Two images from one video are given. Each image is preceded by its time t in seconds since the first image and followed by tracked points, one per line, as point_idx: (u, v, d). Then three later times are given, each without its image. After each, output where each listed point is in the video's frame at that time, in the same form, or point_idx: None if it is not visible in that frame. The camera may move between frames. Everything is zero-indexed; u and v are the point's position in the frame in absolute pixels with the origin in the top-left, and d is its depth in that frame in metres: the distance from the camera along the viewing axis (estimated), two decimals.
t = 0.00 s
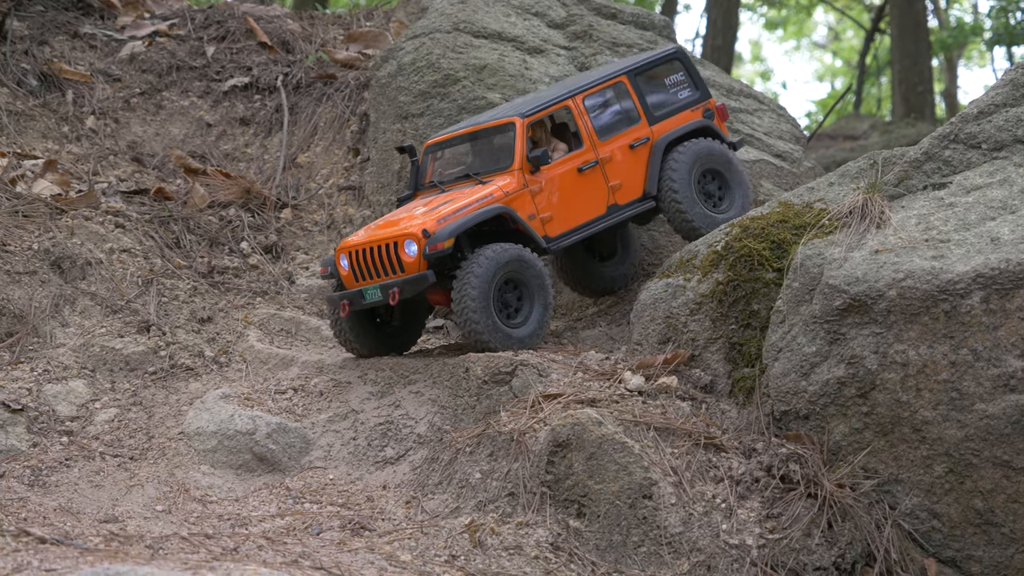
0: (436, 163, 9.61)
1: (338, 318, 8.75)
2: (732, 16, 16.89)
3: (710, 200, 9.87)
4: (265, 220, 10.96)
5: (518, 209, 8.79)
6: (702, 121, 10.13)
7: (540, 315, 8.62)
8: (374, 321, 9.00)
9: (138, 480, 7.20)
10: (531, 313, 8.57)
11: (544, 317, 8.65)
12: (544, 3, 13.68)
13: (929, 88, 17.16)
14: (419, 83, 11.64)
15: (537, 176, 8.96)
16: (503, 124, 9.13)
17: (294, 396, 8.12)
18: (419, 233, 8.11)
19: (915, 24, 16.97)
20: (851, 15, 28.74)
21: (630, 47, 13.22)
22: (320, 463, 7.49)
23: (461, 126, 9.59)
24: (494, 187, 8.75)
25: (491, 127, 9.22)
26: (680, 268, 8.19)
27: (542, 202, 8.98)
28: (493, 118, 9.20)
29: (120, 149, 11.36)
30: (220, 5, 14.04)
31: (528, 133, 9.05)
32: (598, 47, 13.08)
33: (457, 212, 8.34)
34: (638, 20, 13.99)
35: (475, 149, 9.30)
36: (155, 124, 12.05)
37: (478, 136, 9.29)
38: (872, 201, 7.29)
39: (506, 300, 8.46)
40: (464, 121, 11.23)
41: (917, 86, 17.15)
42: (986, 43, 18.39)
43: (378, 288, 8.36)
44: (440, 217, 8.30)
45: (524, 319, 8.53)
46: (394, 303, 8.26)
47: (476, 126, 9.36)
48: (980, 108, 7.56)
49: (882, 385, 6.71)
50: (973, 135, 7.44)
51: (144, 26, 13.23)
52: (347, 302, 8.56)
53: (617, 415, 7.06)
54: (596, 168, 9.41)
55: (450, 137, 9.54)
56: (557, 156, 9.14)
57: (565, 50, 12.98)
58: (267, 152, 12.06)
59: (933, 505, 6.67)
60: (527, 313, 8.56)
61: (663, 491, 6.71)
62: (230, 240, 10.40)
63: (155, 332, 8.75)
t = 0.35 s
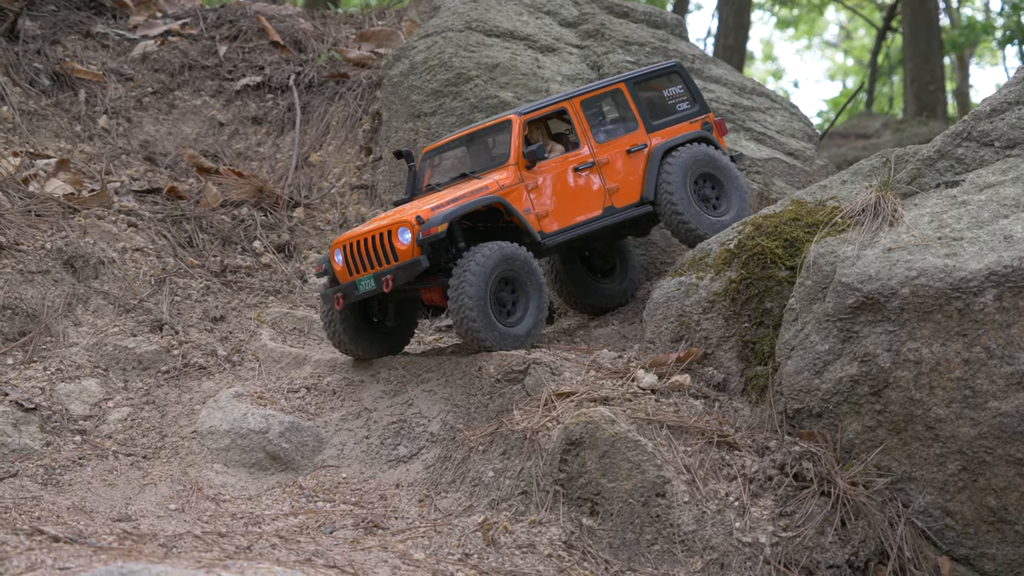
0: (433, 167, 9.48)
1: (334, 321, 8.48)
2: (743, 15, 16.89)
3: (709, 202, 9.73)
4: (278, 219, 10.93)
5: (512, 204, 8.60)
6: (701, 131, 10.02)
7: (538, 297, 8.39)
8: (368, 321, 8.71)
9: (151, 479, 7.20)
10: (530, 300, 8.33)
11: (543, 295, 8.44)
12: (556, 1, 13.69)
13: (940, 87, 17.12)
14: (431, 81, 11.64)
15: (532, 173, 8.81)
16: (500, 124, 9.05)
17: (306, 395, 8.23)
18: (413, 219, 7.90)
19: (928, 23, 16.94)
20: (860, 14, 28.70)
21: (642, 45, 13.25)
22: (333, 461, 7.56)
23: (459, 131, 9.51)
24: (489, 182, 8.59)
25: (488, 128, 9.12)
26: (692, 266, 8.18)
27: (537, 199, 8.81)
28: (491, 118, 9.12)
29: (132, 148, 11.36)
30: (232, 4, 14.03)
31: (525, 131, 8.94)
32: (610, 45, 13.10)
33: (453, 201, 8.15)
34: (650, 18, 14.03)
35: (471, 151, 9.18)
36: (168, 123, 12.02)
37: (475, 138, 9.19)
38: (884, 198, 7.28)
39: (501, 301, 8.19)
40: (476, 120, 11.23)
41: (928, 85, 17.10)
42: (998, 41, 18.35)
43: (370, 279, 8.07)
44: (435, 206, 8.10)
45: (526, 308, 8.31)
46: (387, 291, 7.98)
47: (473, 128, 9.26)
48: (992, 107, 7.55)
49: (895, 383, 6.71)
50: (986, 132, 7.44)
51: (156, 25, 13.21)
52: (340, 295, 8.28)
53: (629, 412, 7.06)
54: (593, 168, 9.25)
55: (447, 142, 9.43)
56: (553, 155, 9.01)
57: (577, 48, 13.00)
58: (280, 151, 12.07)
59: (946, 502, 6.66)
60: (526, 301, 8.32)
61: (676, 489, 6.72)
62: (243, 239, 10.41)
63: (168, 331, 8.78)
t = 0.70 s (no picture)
0: (418, 174, 9.31)
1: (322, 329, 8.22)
2: (756, 13, 16.89)
3: (701, 202, 9.62)
4: (292, 216, 10.94)
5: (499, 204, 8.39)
6: (688, 132, 9.86)
7: (523, 278, 8.07)
8: (356, 328, 8.46)
9: (166, 476, 7.22)
10: (518, 283, 8.02)
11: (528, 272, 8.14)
12: None
13: (953, 84, 17.05)
14: (444, 78, 11.66)
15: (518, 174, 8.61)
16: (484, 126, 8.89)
17: (320, 392, 8.27)
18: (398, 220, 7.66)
19: (940, 20, 16.86)
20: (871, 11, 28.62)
21: (655, 42, 13.22)
22: (347, 458, 7.61)
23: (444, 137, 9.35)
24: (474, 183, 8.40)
25: (472, 131, 8.97)
26: (706, 263, 8.18)
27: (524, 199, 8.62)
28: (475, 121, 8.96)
29: (146, 146, 11.36)
30: (245, 2, 14.03)
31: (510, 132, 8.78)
32: (623, 42, 13.13)
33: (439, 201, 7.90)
34: (663, 15, 14.03)
35: (457, 154, 9.02)
36: (181, 121, 12.03)
37: (460, 141, 9.02)
38: (898, 194, 7.27)
39: (491, 299, 7.88)
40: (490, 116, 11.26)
41: (941, 82, 17.03)
42: (1011, 37, 18.27)
43: (357, 282, 7.80)
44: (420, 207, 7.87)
45: (518, 293, 8.02)
46: (373, 293, 7.71)
47: (458, 131, 9.11)
48: (1007, 102, 7.51)
49: (910, 378, 6.70)
50: (1000, 128, 7.42)
51: (169, 24, 13.23)
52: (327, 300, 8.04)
53: (644, 410, 7.06)
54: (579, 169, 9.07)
55: (433, 145, 9.28)
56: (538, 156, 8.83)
57: (590, 45, 13.01)
58: (293, 148, 12.07)
59: (961, 498, 6.65)
60: (515, 285, 8.01)
61: (690, 485, 6.70)
62: (256, 237, 10.42)
63: (182, 329, 8.80)
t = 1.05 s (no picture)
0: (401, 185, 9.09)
1: (319, 357, 8.00)
2: (770, 8, 16.85)
3: (692, 203, 9.48)
4: (306, 211, 10.90)
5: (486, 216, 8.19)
6: (670, 135, 9.69)
7: (503, 283, 7.77)
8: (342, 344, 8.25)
9: (182, 470, 7.31)
10: (502, 291, 7.75)
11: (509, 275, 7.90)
12: None
13: (967, 78, 17.04)
14: (458, 73, 11.64)
15: (504, 186, 8.40)
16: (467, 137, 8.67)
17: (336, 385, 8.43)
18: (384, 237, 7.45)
19: (954, 15, 16.76)
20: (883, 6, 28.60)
21: (669, 37, 13.01)
22: (362, 452, 7.67)
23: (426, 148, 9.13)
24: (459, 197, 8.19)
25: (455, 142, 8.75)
26: (721, 257, 8.25)
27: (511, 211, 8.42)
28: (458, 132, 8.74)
29: (160, 141, 11.38)
30: None
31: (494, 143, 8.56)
32: (637, 37, 13.00)
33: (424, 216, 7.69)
34: (677, 10, 13.93)
35: (440, 167, 8.81)
36: (196, 116, 12.06)
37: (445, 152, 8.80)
38: (913, 188, 7.28)
39: (481, 317, 7.64)
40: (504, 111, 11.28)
41: (954, 77, 17.03)
42: None
43: (344, 301, 7.59)
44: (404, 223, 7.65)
45: (506, 300, 7.80)
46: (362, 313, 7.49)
47: (440, 143, 8.90)
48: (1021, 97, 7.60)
49: (925, 372, 6.69)
50: (1015, 122, 7.45)
51: (183, 19, 13.23)
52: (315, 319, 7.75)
53: (659, 403, 7.07)
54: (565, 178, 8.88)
55: (415, 157, 9.06)
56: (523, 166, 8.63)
57: (604, 40, 12.98)
58: (308, 143, 12.10)
59: (977, 493, 6.60)
60: (501, 293, 7.77)
61: (705, 479, 6.72)
62: (271, 232, 10.39)
63: (197, 324, 8.79)
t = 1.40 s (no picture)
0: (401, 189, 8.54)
1: (307, 368, 7.71)
2: None
3: (691, 208, 9.19)
4: (324, 198, 10.77)
5: (504, 255, 7.88)
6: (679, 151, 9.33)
7: (510, 328, 7.48)
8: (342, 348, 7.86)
9: (200, 456, 7.43)
10: (513, 336, 7.50)
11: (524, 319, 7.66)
12: None
13: (983, 66, 16.81)
14: (476, 59, 11.62)
15: (522, 220, 8.02)
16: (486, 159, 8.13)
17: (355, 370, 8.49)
18: (407, 285, 7.11)
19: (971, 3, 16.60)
20: None
21: (687, 24, 12.77)
22: (380, 438, 7.74)
23: (431, 151, 8.52)
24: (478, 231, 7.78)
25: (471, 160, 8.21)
26: (740, 243, 8.19)
27: (527, 245, 8.09)
28: (474, 152, 8.19)
29: (178, 127, 11.38)
30: None
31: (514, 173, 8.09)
32: (654, 24, 12.78)
33: (446, 259, 7.34)
34: None
35: (451, 181, 8.29)
36: (213, 103, 12.03)
37: (456, 169, 8.27)
38: (932, 173, 7.25)
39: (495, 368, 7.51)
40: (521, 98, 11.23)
41: (971, 64, 16.80)
42: None
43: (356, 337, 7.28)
44: (427, 267, 7.28)
45: (522, 347, 7.61)
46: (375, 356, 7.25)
47: (452, 155, 8.33)
48: None
49: (944, 358, 6.70)
50: None
51: (200, 6, 13.12)
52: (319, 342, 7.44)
53: (677, 389, 7.14)
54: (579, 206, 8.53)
55: (423, 162, 8.46)
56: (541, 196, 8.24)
57: (621, 26, 12.79)
58: (325, 130, 12.07)
59: (996, 478, 6.64)
60: (517, 341, 7.55)
61: (724, 464, 6.79)
62: (289, 219, 10.32)
63: (215, 309, 8.88)
